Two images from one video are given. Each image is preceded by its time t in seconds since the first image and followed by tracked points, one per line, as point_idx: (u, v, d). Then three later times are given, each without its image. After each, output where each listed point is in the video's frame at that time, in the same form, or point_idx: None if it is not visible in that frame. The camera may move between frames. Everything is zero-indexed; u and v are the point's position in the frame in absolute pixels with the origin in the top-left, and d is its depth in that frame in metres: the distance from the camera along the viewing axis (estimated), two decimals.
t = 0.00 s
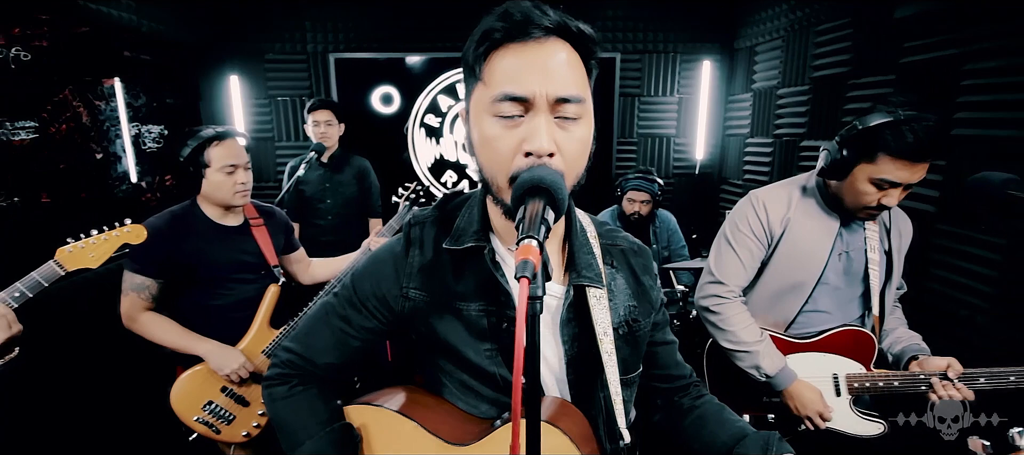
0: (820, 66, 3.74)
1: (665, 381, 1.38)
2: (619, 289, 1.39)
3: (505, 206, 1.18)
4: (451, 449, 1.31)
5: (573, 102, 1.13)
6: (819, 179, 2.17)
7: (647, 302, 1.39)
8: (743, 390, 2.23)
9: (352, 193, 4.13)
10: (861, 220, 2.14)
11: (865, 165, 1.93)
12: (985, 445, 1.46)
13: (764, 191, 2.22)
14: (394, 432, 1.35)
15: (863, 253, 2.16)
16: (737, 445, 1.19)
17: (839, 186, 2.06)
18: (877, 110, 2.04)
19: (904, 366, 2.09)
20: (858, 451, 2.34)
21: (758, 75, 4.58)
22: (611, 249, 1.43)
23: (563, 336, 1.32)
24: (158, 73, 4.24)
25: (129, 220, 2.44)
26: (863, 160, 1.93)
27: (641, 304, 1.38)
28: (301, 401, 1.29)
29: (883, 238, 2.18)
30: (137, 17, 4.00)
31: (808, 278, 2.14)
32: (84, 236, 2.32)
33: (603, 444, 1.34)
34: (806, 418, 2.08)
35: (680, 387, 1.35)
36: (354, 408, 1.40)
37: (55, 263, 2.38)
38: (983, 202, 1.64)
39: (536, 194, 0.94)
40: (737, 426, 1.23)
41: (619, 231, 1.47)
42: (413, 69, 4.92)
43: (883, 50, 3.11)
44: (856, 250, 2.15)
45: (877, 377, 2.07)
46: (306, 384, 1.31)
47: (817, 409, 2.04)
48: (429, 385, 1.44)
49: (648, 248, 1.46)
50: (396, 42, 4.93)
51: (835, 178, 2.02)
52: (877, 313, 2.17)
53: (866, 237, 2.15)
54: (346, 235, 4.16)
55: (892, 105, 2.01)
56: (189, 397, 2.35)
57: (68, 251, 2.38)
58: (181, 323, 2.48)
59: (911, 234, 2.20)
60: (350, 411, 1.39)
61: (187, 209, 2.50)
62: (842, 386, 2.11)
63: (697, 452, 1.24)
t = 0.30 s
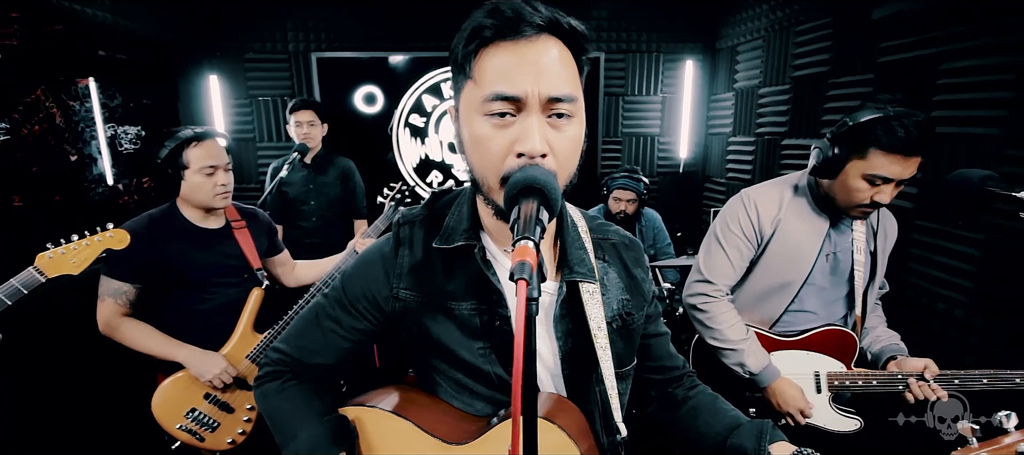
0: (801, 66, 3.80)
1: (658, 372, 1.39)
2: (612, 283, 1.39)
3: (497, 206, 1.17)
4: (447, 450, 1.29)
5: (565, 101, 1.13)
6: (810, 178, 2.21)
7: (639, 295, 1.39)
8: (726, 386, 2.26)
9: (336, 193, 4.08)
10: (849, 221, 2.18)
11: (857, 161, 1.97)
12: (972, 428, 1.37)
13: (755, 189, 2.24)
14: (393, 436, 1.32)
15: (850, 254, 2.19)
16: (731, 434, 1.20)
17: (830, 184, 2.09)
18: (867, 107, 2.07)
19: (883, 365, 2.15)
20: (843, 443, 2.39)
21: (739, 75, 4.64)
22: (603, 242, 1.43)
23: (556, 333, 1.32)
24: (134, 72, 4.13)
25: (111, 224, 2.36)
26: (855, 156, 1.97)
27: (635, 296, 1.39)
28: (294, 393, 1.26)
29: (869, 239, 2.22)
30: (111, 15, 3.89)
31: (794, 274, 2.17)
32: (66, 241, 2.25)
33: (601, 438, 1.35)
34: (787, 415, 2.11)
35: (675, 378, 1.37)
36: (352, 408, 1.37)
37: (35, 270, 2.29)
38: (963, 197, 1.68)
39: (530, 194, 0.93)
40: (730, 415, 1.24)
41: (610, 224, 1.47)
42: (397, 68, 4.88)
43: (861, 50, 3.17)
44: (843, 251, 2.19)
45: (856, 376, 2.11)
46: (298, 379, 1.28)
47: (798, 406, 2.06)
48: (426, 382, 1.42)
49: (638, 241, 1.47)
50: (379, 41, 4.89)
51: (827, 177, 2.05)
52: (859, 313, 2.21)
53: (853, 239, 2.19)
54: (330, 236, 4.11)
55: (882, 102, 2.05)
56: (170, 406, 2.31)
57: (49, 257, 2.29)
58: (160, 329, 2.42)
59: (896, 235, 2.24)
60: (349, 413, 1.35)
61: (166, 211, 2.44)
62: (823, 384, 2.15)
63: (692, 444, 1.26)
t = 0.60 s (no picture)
0: (794, 65, 3.83)
1: (661, 371, 1.40)
2: (613, 282, 1.39)
3: (498, 206, 1.17)
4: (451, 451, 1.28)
5: (565, 100, 1.13)
6: (802, 172, 2.23)
7: (641, 293, 1.40)
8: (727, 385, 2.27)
9: (332, 195, 4.06)
10: (842, 214, 2.20)
11: (847, 153, 1.99)
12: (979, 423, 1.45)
13: (748, 187, 2.25)
14: (399, 438, 1.31)
15: (845, 248, 2.22)
16: (736, 433, 1.21)
17: (821, 177, 2.11)
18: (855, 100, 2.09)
19: (887, 359, 2.15)
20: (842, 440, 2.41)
21: (733, 74, 4.67)
22: (604, 241, 1.44)
23: (559, 333, 1.32)
24: (125, 74, 4.09)
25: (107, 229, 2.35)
26: (845, 148, 1.99)
27: (636, 295, 1.39)
28: (297, 399, 1.25)
29: (865, 233, 2.24)
30: (102, 17, 3.85)
31: (791, 272, 2.19)
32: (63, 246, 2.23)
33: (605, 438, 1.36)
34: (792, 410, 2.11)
35: (678, 376, 1.37)
36: (354, 411, 1.35)
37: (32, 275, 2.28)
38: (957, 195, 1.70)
39: (530, 195, 0.93)
40: (735, 413, 1.25)
41: (610, 223, 1.48)
42: (391, 70, 4.87)
43: (853, 49, 3.20)
44: (838, 245, 2.21)
45: (860, 370, 2.13)
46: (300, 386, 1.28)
47: (802, 401, 2.06)
48: (427, 385, 1.42)
49: (639, 239, 1.48)
50: (373, 42, 4.88)
51: (818, 170, 2.06)
52: (860, 308, 2.23)
53: (847, 233, 2.21)
54: (326, 239, 4.09)
55: (869, 96, 2.06)
56: (165, 411, 2.28)
57: (46, 262, 2.28)
58: (151, 335, 2.40)
59: (892, 229, 2.26)
60: (352, 417, 1.34)
61: (160, 215, 2.42)
62: (826, 380, 2.16)
63: (697, 442, 1.26)
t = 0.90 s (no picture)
0: (799, 68, 3.81)
1: (666, 381, 1.38)
2: (617, 290, 1.39)
3: (503, 210, 1.17)
4: None
5: (570, 104, 1.13)
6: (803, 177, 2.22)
7: (645, 302, 1.39)
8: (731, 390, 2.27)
9: (336, 197, 4.07)
10: (846, 218, 2.19)
11: (851, 160, 1.98)
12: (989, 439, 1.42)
13: (751, 191, 2.24)
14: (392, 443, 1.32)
15: (849, 252, 2.20)
16: (741, 445, 1.20)
17: (824, 183, 2.09)
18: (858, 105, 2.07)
19: (893, 363, 2.13)
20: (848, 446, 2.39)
21: (737, 77, 4.66)
22: (608, 249, 1.44)
23: (562, 340, 1.33)
24: (132, 77, 4.12)
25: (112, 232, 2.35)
26: (849, 155, 1.98)
27: (641, 304, 1.39)
28: (296, 413, 1.25)
29: (869, 237, 2.23)
30: (109, 20, 3.87)
31: (796, 276, 2.17)
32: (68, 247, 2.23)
33: (607, 448, 1.34)
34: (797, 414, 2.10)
35: (682, 387, 1.36)
36: (353, 417, 1.37)
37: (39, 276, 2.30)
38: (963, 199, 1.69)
39: (537, 198, 0.93)
40: (741, 425, 1.24)
41: (615, 231, 1.48)
42: (396, 73, 4.88)
43: (859, 52, 3.19)
44: (842, 248, 2.20)
45: (867, 374, 2.11)
46: (302, 392, 1.28)
47: (806, 404, 2.05)
48: (428, 392, 1.42)
49: (644, 247, 1.47)
50: (378, 46, 4.89)
51: (821, 175, 2.04)
52: (865, 312, 2.22)
53: (851, 236, 2.20)
54: (330, 241, 4.09)
55: (872, 101, 2.04)
56: (171, 412, 2.29)
57: (53, 264, 2.29)
58: (156, 337, 2.40)
59: (896, 232, 2.24)
60: (350, 423, 1.35)
61: (166, 217, 2.43)
62: (832, 384, 2.14)
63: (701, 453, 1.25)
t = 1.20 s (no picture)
0: (819, 69, 3.75)
1: (678, 385, 1.37)
2: (629, 291, 1.38)
3: (518, 209, 1.16)
4: None
5: (587, 103, 1.12)
6: (823, 179, 2.18)
7: (658, 304, 1.38)
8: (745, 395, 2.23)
9: (352, 195, 4.11)
10: (867, 222, 2.15)
11: (875, 164, 1.93)
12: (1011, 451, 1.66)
13: (768, 193, 2.21)
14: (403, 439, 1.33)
15: (869, 256, 2.16)
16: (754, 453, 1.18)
17: (845, 186, 2.05)
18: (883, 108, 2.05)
19: (910, 371, 2.09)
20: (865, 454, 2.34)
21: (756, 78, 4.60)
22: (622, 250, 1.43)
23: (573, 340, 1.32)
24: (155, 75, 4.21)
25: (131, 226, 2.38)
26: (872, 159, 1.93)
27: (653, 306, 1.38)
28: (310, 399, 1.27)
29: (889, 242, 2.18)
30: (133, 19, 3.96)
31: (814, 280, 2.14)
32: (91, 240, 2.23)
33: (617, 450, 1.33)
34: (812, 421, 2.07)
35: (694, 391, 1.35)
36: (364, 410, 1.37)
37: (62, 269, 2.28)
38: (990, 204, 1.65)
39: (551, 198, 0.93)
40: (754, 431, 1.22)
41: (629, 232, 1.47)
42: (412, 72, 4.90)
43: (882, 53, 3.12)
44: (861, 253, 2.15)
45: (883, 382, 2.08)
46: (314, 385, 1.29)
47: (822, 412, 2.02)
48: (439, 387, 1.42)
49: (658, 249, 1.46)
50: (394, 45, 4.92)
51: (843, 178, 2.01)
52: (883, 319, 2.18)
53: (871, 241, 2.16)
54: (345, 239, 4.13)
55: (898, 104, 2.02)
56: (189, 403, 2.33)
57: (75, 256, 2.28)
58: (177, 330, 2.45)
59: (917, 236, 2.19)
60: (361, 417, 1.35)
61: (186, 213, 2.47)
62: (848, 391, 2.11)
63: None
